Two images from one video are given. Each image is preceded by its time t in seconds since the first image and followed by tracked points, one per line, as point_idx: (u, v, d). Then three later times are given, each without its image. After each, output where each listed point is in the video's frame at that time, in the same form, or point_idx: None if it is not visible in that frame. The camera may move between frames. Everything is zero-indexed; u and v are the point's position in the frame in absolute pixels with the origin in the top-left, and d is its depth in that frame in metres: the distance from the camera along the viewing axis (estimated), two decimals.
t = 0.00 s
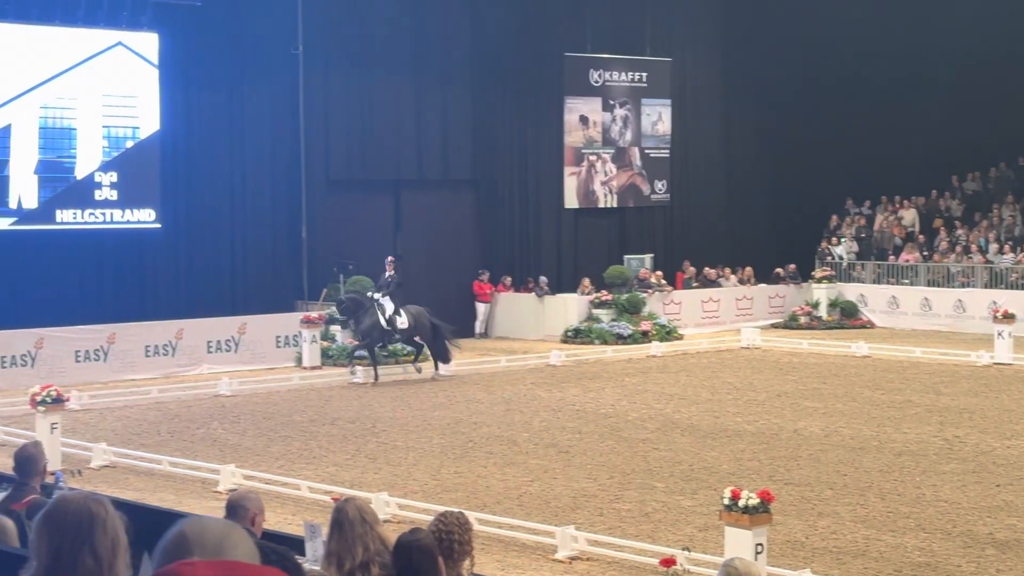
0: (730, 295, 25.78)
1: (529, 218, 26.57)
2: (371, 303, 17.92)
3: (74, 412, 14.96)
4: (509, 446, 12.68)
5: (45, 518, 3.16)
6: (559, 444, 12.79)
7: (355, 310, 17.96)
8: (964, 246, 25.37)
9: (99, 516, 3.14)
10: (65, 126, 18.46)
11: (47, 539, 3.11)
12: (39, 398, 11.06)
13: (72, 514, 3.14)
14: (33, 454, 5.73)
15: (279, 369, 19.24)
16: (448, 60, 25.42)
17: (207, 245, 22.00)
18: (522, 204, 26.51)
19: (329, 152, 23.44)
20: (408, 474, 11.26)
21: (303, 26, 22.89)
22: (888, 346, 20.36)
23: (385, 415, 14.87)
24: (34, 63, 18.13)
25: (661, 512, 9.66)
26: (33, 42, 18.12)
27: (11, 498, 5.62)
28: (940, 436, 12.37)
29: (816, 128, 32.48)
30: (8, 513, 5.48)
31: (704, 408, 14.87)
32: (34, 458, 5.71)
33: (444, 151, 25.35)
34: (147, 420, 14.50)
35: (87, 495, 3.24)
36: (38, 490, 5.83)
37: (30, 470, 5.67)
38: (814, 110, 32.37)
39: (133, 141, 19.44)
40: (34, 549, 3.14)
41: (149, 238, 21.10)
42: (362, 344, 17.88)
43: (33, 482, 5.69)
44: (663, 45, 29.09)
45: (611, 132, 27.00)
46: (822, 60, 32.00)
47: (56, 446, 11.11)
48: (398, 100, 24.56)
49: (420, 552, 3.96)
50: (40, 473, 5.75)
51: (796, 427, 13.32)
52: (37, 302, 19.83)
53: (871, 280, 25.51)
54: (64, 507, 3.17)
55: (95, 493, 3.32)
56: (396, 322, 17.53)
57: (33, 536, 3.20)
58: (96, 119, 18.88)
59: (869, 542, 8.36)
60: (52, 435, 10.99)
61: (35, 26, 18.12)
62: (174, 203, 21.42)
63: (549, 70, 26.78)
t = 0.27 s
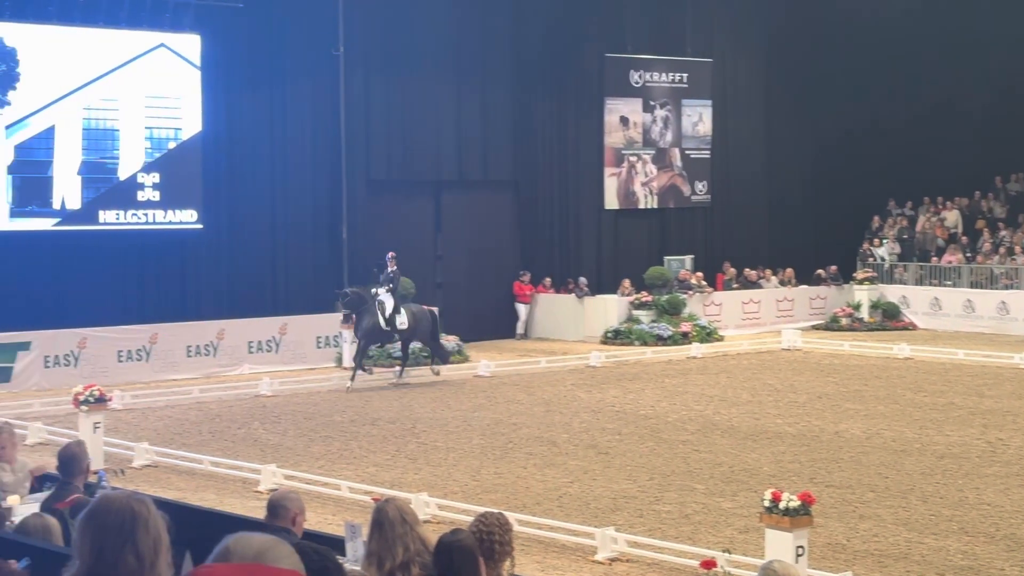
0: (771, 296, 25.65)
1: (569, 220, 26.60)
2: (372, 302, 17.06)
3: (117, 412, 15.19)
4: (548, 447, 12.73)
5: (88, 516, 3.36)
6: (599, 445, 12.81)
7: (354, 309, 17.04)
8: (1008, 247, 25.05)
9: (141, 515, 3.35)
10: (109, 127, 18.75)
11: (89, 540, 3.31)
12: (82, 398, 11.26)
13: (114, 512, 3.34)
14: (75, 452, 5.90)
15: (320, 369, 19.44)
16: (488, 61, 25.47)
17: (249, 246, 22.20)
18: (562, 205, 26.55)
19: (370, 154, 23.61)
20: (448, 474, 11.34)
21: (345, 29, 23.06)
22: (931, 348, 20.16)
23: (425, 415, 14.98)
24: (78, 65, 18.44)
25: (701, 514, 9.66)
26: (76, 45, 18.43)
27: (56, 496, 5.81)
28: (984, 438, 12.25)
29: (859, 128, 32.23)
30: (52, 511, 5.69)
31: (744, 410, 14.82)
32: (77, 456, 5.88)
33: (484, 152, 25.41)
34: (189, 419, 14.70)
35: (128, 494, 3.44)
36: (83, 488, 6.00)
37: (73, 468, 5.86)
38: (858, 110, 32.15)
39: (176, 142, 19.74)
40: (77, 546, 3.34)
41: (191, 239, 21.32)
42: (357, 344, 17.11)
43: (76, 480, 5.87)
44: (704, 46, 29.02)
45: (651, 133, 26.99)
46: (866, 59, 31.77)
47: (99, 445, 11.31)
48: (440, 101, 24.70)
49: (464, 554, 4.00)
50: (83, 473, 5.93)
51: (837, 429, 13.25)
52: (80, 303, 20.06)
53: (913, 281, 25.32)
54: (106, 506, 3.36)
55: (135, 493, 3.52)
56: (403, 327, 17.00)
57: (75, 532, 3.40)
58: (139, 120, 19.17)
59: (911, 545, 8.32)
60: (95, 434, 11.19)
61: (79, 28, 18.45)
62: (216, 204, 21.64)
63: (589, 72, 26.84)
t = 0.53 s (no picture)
0: (811, 297, 25.54)
1: (609, 221, 26.65)
2: (373, 309, 16.92)
3: (158, 411, 15.41)
4: (588, 448, 12.77)
5: (131, 515, 3.45)
6: (638, 446, 12.83)
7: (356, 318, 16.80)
8: None
9: (182, 514, 3.44)
10: (150, 128, 19.06)
11: (133, 538, 3.39)
12: (124, 398, 11.45)
13: (156, 512, 3.42)
14: (118, 452, 5.95)
15: (360, 369, 19.63)
16: (529, 62, 25.52)
17: (289, 246, 22.43)
18: (602, 205, 26.58)
19: (409, 155, 23.75)
20: (487, 474, 11.42)
21: (386, 30, 23.23)
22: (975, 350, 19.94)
23: (465, 415, 15.07)
24: (120, 67, 18.74)
25: (741, 515, 9.67)
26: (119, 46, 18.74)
27: (98, 495, 5.87)
28: None
29: (902, 126, 32.04)
30: (96, 511, 5.74)
31: (784, 411, 14.77)
32: (119, 456, 5.92)
33: (524, 153, 25.47)
34: (229, 419, 14.89)
35: (168, 493, 3.52)
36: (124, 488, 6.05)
37: (116, 467, 5.90)
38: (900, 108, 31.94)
39: (217, 142, 19.95)
40: (120, 546, 3.42)
41: (232, 240, 21.58)
42: (354, 348, 17.05)
43: (118, 479, 5.92)
44: (745, 46, 28.90)
45: (692, 133, 26.93)
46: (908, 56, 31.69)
47: (140, 444, 11.50)
48: (480, 102, 24.80)
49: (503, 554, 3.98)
50: (125, 472, 5.99)
51: (878, 431, 13.18)
52: (122, 302, 20.34)
53: (954, 282, 24.80)
54: (148, 505, 3.44)
55: (177, 490, 3.61)
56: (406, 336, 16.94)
57: (118, 532, 3.48)
58: (181, 121, 19.43)
59: (953, 548, 8.28)
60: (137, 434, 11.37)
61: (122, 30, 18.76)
62: (256, 204, 21.87)
63: (630, 74, 26.88)
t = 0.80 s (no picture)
0: (856, 298, 25.46)
1: (652, 221, 26.65)
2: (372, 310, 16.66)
3: (203, 410, 15.64)
4: (630, 449, 12.81)
5: (179, 512, 3.57)
6: (681, 447, 12.85)
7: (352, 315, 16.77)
8: None
9: (229, 512, 3.58)
10: (196, 129, 19.37)
11: (181, 532, 3.51)
12: (168, 397, 11.64)
13: (204, 508, 3.56)
14: (164, 450, 6.06)
15: (403, 369, 19.83)
16: (572, 62, 25.56)
17: (332, 247, 22.64)
18: (645, 206, 26.59)
19: (452, 155, 23.88)
20: (529, 475, 11.50)
21: (428, 31, 23.40)
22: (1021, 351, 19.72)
23: (508, 416, 15.16)
24: (165, 68, 19.05)
25: (785, 517, 9.66)
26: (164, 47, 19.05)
27: (144, 494, 5.95)
28: None
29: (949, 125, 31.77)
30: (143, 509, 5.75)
31: (828, 412, 14.71)
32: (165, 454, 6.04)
33: (567, 153, 25.52)
34: (273, 419, 15.08)
35: (213, 493, 3.67)
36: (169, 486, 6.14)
37: (162, 466, 6.01)
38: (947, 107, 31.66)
39: (261, 143, 20.20)
40: (168, 542, 3.54)
41: (275, 240, 21.84)
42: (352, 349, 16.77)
43: (164, 478, 6.02)
44: (789, 46, 28.80)
45: (735, 133, 26.90)
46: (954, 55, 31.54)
47: (185, 442, 11.69)
48: (524, 103, 24.85)
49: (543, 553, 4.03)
50: (171, 470, 6.07)
51: (923, 433, 13.11)
52: (167, 302, 20.67)
53: (1001, 283, 24.61)
54: (196, 504, 3.58)
55: (218, 491, 3.77)
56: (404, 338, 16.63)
57: (164, 530, 3.59)
58: (226, 122, 19.71)
59: (999, 551, 8.23)
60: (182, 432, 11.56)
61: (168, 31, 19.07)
62: (300, 204, 22.12)
63: (672, 74, 26.90)
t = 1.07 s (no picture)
0: (886, 299, 25.27)
1: (681, 222, 26.61)
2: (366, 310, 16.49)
3: (232, 410, 15.80)
4: (659, 450, 12.83)
5: (211, 510, 3.59)
6: (710, 448, 12.86)
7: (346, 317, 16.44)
8: None
9: (261, 511, 3.60)
10: (225, 130, 19.55)
11: (213, 530, 3.52)
12: (199, 397, 11.79)
13: (236, 507, 3.57)
14: (193, 450, 6.08)
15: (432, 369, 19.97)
16: (601, 63, 25.55)
17: (360, 248, 22.77)
18: (674, 206, 26.55)
19: (481, 156, 23.94)
20: (558, 475, 11.55)
21: (457, 32, 23.49)
22: None
23: (537, 416, 15.22)
24: (195, 70, 19.25)
25: (815, 518, 9.66)
26: (194, 48, 19.25)
27: (174, 493, 5.98)
28: None
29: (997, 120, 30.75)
30: (174, 508, 5.81)
31: (858, 413, 14.67)
32: (196, 453, 6.06)
33: (595, 153, 25.52)
34: (302, 419, 15.22)
35: (243, 493, 3.69)
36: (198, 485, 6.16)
37: (193, 465, 6.03)
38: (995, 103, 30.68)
39: (290, 143, 20.34)
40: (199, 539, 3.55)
41: (304, 241, 22.03)
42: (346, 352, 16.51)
43: (195, 477, 6.04)
44: (819, 46, 28.67)
45: (764, 134, 26.77)
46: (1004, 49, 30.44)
47: (215, 442, 11.83)
48: (551, 102, 24.88)
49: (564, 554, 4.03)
50: (201, 470, 6.10)
51: (954, 434, 13.05)
52: (196, 302, 20.90)
53: None
54: (228, 502, 3.59)
55: (250, 490, 3.78)
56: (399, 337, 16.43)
57: (195, 530, 3.60)
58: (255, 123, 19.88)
59: None
60: (212, 432, 11.70)
61: (198, 32, 19.27)
62: (329, 205, 22.27)
63: (702, 74, 26.85)
